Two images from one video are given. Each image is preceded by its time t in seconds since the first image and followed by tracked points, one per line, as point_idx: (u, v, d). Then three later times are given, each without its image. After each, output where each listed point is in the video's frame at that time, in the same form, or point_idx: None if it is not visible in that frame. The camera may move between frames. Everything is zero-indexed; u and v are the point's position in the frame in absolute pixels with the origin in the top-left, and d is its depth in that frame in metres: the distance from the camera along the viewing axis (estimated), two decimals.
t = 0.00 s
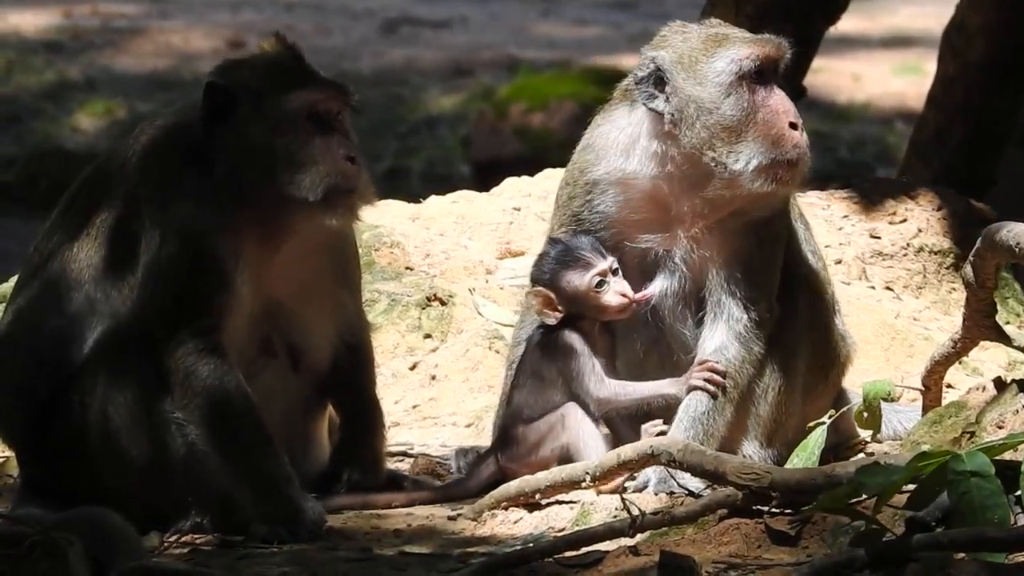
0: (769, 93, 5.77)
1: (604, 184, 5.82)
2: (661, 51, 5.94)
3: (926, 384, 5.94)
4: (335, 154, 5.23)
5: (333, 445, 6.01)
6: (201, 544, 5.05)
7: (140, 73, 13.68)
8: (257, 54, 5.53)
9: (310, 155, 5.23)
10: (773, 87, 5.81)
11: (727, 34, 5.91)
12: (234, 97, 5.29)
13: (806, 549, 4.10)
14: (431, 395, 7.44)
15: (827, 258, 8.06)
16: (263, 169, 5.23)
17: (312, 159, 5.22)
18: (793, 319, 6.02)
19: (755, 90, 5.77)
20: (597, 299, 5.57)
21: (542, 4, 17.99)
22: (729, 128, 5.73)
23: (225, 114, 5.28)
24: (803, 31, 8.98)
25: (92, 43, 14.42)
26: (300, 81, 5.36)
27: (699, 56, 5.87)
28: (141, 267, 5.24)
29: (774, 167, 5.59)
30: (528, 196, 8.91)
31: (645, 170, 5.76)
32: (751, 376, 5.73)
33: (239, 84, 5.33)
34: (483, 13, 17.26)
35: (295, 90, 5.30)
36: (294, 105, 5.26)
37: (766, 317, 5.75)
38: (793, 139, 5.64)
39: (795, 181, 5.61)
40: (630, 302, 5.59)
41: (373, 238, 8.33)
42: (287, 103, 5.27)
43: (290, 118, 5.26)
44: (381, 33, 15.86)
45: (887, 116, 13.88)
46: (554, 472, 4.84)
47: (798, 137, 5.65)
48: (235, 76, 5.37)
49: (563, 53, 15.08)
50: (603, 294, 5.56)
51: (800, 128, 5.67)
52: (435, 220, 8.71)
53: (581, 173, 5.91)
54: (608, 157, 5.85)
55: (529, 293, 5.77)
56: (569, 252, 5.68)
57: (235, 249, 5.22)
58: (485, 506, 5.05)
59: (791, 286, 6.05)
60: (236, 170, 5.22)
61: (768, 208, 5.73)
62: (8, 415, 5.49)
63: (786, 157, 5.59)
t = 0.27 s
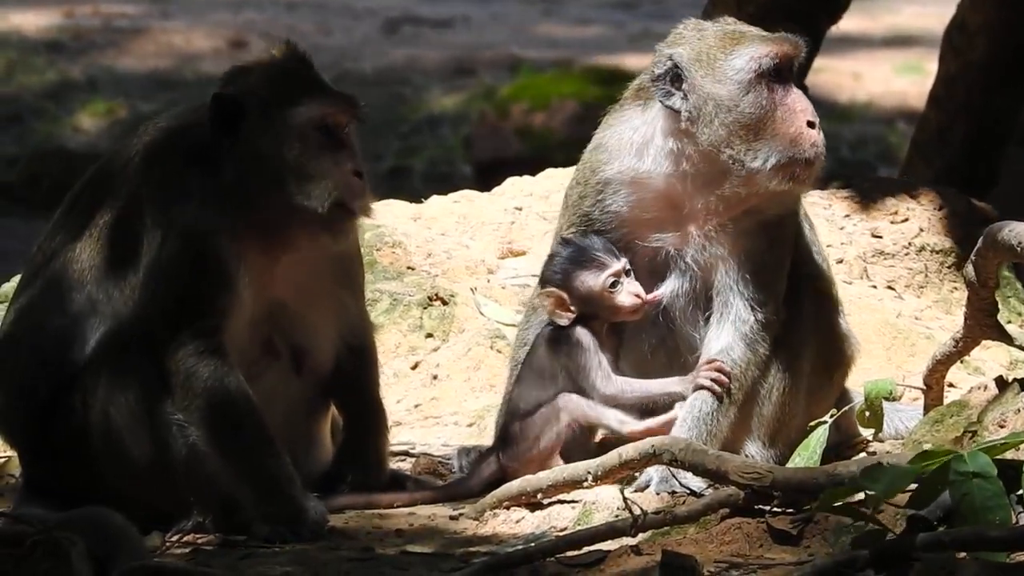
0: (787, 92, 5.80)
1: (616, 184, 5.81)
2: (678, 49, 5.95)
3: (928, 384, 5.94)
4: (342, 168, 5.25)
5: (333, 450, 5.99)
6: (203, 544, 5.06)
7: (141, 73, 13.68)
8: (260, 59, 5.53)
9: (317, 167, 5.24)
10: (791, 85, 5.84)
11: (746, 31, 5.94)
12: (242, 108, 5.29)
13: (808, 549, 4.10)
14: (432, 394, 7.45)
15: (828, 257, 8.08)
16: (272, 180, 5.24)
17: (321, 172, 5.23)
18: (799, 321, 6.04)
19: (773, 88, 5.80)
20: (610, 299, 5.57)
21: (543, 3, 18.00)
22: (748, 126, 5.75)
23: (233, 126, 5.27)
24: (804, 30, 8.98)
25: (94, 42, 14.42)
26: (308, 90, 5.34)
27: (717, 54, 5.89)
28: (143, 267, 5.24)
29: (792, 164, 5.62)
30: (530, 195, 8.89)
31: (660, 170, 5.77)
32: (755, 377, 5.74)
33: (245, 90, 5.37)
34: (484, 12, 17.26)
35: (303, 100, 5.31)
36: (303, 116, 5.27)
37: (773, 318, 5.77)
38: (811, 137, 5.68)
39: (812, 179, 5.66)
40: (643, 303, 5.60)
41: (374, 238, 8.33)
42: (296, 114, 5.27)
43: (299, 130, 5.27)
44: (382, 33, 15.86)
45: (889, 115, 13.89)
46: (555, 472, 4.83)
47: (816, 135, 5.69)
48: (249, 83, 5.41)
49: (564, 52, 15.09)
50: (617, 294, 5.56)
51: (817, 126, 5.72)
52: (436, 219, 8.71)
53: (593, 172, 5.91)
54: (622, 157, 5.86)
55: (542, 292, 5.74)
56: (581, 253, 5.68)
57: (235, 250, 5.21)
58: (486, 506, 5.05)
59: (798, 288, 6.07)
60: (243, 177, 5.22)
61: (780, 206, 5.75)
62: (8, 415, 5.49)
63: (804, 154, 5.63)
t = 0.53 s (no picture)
0: (796, 91, 5.82)
1: (624, 185, 5.83)
2: (687, 48, 5.95)
3: (927, 383, 5.94)
4: (341, 163, 5.24)
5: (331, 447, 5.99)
6: (202, 543, 5.06)
7: (141, 72, 13.67)
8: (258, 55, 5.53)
9: (318, 164, 5.24)
10: (801, 84, 5.86)
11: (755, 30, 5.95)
12: (240, 104, 5.29)
13: (808, 548, 4.10)
14: (432, 393, 7.45)
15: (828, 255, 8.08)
16: (271, 177, 5.24)
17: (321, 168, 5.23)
18: (803, 321, 6.04)
19: (783, 88, 5.82)
20: (612, 300, 5.59)
21: (543, 3, 17.99)
22: (758, 126, 5.77)
23: (231, 123, 5.27)
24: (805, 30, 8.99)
25: (94, 41, 14.42)
26: (307, 89, 5.34)
27: (726, 53, 5.89)
28: (141, 268, 5.24)
29: (803, 164, 5.66)
30: (529, 194, 8.89)
31: (669, 169, 5.78)
32: (756, 379, 5.72)
33: (245, 87, 5.36)
34: (484, 11, 17.25)
35: (302, 96, 5.31)
36: (302, 112, 5.27)
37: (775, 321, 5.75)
38: (821, 137, 5.70)
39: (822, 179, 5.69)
40: (645, 303, 5.61)
41: (374, 237, 8.32)
42: (295, 111, 5.28)
43: (300, 128, 5.28)
44: (382, 32, 15.85)
45: (889, 114, 13.89)
46: (555, 471, 4.83)
47: (826, 134, 5.71)
48: (243, 80, 5.40)
49: (564, 52, 15.09)
50: (619, 294, 5.58)
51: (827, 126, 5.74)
52: (436, 218, 8.71)
53: (600, 173, 5.93)
54: (630, 158, 5.87)
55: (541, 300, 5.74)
56: (581, 256, 5.69)
57: (234, 250, 5.20)
58: (486, 505, 5.05)
59: (803, 288, 6.10)
60: (241, 177, 5.22)
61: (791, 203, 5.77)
62: (8, 415, 5.49)
63: (814, 153, 5.66)
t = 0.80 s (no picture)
0: (799, 92, 5.82)
1: (626, 187, 5.82)
2: (689, 49, 5.94)
3: (927, 384, 5.94)
4: (333, 163, 5.24)
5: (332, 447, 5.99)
6: (202, 544, 5.06)
7: (141, 72, 13.66)
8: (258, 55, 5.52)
9: (308, 162, 5.24)
10: (804, 85, 5.86)
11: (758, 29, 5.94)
12: (235, 104, 5.28)
13: (808, 549, 4.09)
14: (432, 394, 7.45)
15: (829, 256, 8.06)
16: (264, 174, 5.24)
17: (314, 166, 5.24)
18: (805, 323, 6.05)
19: (785, 89, 5.82)
20: (619, 311, 5.59)
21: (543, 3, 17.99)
22: (760, 126, 5.77)
23: (224, 122, 5.26)
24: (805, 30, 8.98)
25: (94, 42, 14.42)
26: (307, 87, 5.34)
27: (729, 55, 5.89)
28: (140, 267, 5.24)
29: (807, 165, 5.65)
30: (529, 195, 8.88)
31: (671, 170, 5.78)
32: (756, 379, 5.73)
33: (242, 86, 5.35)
34: (484, 11, 17.25)
35: (296, 95, 5.31)
36: (294, 111, 5.27)
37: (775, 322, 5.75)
38: (824, 138, 5.70)
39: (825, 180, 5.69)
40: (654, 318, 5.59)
41: (374, 237, 8.32)
42: (289, 109, 5.28)
43: (292, 127, 5.28)
44: (382, 33, 15.85)
45: (889, 115, 13.89)
46: (555, 472, 4.84)
47: (828, 135, 5.72)
48: (236, 79, 5.40)
49: (564, 52, 15.08)
50: (626, 306, 5.58)
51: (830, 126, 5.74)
52: (436, 219, 8.70)
53: (602, 175, 5.92)
54: (631, 159, 5.86)
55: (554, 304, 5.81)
56: (597, 264, 5.73)
57: (235, 250, 5.20)
58: (486, 506, 5.04)
59: (803, 288, 6.10)
60: (237, 176, 5.22)
61: (793, 204, 5.78)
62: (8, 415, 5.49)
63: (817, 154, 5.66)
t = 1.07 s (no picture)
0: (798, 93, 5.80)
1: (625, 187, 5.82)
2: (688, 49, 5.93)
3: (928, 383, 5.94)
4: (322, 165, 5.19)
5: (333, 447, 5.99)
6: (203, 544, 5.06)
7: (141, 73, 13.66)
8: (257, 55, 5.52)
9: (298, 164, 5.20)
10: (803, 86, 5.83)
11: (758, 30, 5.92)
12: (229, 105, 5.28)
13: (808, 548, 4.10)
14: (432, 394, 7.45)
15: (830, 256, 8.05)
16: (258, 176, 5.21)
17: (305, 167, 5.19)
18: (805, 323, 6.05)
19: (784, 91, 5.80)
20: (619, 312, 5.62)
21: (543, 3, 17.98)
22: (758, 127, 5.76)
23: (216, 122, 5.26)
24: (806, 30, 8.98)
25: (94, 42, 14.42)
26: (296, 83, 5.28)
27: (727, 55, 5.87)
28: (141, 267, 5.24)
29: (804, 166, 5.63)
30: (530, 195, 8.87)
31: (671, 171, 5.78)
32: (756, 378, 5.73)
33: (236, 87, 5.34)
34: (484, 12, 17.25)
35: (286, 92, 5.27)
36: (280, 111, 5.23)
37: (774, 321, 5.76)
38: (821, 140, 5.68)
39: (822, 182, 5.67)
40: (652, 320, 5.62)
41: (374, 237, 8.32)
42: (278, 108, 5.23)
43: (283, 126, 5.23)
44: (382, 33, 15.85)
45: (890, 115, 13.88)
46: (556, 471, 4.83)
47: (826, 137, 5.69)
48: (229, 80, 5.39)
49: (564, 52, 15.08)
50: (626, 307, 5.61)
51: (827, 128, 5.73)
52: (436, 219, 8.70)
53: (601, 175, 5.92)
54: (631, 160, 5.86)
55: (556, 300, 5.85)
56: (600, 264, 5.75)
57: (236, 250, 5.21)
58: (486, 506, 5.04)
59: (804, 288, 6.10)
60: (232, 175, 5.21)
61: (792, 204, 5.76)
62: (9, 415, 5.49)
63: (815, 155, 5.64)
